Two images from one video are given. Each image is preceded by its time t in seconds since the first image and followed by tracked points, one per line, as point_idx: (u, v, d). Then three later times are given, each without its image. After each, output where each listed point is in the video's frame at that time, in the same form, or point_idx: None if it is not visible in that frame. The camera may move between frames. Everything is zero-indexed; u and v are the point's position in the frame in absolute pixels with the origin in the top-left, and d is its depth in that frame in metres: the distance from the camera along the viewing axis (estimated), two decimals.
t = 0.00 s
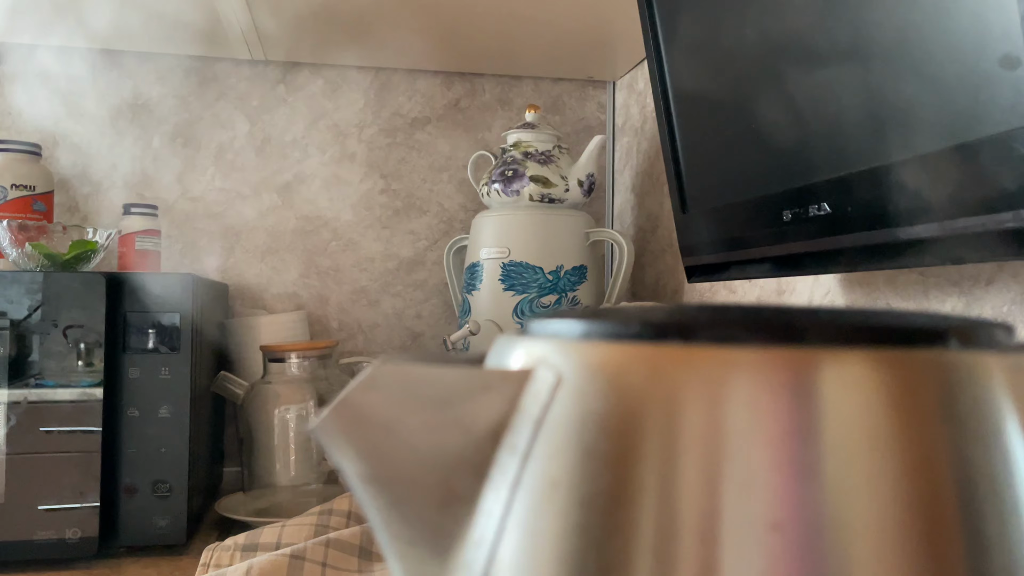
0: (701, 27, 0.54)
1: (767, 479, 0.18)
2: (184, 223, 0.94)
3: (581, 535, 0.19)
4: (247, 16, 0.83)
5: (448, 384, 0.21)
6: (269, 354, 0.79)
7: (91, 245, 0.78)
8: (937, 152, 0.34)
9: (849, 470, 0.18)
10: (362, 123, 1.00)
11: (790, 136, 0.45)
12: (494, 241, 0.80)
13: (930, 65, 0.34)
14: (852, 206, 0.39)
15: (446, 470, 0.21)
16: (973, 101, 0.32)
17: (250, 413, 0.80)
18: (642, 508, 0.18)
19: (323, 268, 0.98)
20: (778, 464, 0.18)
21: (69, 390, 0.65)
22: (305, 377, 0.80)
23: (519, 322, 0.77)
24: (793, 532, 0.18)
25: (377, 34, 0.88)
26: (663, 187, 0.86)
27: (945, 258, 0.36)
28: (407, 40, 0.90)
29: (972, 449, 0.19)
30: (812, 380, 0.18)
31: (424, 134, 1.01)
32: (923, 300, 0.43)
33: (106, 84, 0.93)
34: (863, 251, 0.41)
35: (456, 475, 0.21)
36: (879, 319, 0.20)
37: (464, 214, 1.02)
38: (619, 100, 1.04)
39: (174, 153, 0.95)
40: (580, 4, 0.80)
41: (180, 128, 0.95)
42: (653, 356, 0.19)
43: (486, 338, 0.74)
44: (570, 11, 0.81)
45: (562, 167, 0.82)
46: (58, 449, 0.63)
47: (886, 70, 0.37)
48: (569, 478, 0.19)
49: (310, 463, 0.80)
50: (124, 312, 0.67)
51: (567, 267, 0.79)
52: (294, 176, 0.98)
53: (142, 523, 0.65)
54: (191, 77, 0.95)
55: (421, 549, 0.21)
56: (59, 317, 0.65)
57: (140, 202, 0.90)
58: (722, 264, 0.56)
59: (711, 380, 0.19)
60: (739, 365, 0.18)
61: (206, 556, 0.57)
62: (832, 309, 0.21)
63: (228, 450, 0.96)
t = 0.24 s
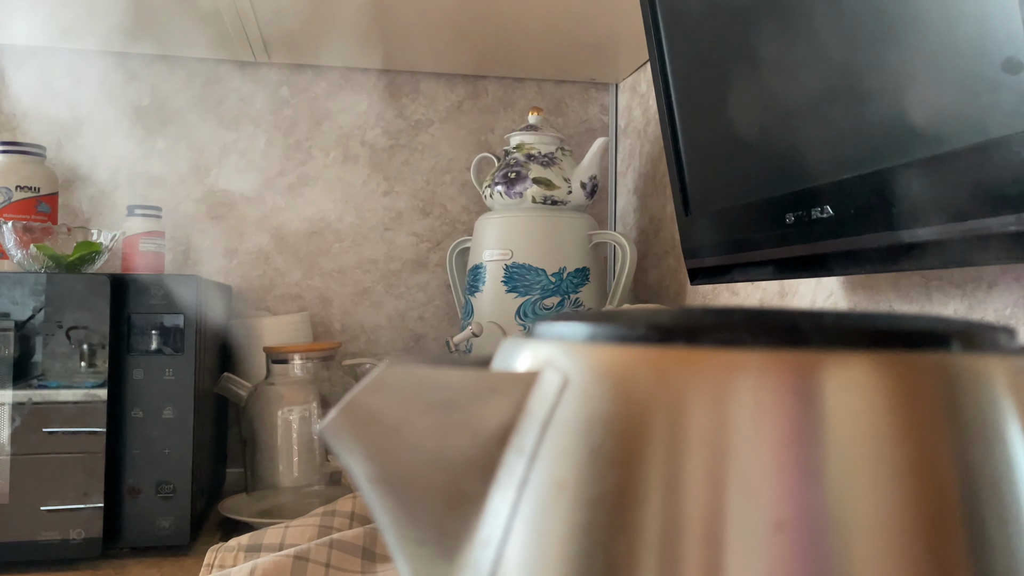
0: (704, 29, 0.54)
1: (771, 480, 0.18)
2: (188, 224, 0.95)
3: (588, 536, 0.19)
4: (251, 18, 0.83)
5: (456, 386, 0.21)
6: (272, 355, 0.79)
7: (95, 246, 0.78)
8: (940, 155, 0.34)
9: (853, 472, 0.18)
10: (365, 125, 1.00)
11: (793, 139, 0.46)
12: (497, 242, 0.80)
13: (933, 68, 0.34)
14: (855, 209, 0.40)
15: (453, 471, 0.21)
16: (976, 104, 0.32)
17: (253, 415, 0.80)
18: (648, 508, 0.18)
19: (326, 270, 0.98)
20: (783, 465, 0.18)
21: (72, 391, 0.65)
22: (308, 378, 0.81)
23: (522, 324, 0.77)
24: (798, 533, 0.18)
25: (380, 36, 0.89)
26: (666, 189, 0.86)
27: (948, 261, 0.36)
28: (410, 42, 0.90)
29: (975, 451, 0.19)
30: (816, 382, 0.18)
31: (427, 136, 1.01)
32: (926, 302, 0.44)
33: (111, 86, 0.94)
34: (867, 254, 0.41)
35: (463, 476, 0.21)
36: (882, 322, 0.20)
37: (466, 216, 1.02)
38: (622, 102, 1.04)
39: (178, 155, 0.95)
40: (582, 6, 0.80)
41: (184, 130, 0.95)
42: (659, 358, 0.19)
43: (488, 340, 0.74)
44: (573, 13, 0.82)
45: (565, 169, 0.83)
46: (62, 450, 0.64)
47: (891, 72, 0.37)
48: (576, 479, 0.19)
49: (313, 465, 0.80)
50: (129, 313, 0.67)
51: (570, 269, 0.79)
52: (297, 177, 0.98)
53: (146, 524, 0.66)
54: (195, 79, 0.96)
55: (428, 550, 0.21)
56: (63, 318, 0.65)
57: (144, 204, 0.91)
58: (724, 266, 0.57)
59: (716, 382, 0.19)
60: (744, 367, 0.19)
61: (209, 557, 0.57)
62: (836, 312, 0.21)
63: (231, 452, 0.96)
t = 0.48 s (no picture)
0: (707, 33, 0.55)
1: (774, 482, 0.18)
2: (191, 225, 0.95)
3: (591, 537, 0.19)
4: (255, 20, 0.83)
5: (461, 388, 0.21)
6: (275, 357, 0.80)
7: (98, 247, 0.78)
8: (942, 158, 0.34)
9: (855, 474, 0.18)
10: (368, 126, 1.00)
11: (795, 141, 0.46)
12: (500, 244, 0.80)
13: (936, 71, 0.34)
14: (857, 212, 0.40)
15: (457, 472, 0.21)
16: (978, 108, 0.32)
17: (256, 416, 0.80)
18: (651, 509, 0.19)
19: (328, 271, 0.99)
20: (785, 467, 0.18)
21: (75, 391, 0.65)
22: (311, 379, 0.81)
23: (524, 326, 0.77)
24: (799, 535, 0.18)
25: (383, 38, 0.89)
26: (668, 191, 0.86)
27: (949, 264, 0.36)
28: (413, 44, 0.91)
29: (976, 454, 0.19)
30: (818, 384, 0.18)
31: (429, 138, 1.02)
32: (928, 305, 0.44)
33: (114, 88, 0.94)
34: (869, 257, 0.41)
35: (467, 477, 0.21)
36: (884, 326, 0.20)
37: (469, 217, 1.03)
38: (624, 104, 1.04)
39: (181, 156, 0.95)
40: (585, 8, 0.80)
41: (187, 131, 0.96)
42: (662, 361, 0.20)
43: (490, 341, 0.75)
44: (575, 15, 0.82)
45: (568, 171, 0.83)
46: (65, 451, 0.64)
47: (892, 76, 0.37)
48: (579, 481, 0.20)
49: (316, 466, 0.80)
50: (132, 313, 0.68)
51: (572, 270, 0.80)
52: (300, 179, 0.98)
53: (149, 525, 0.66)
54: (198, 81, 0.96)
55: (432, 550, 0.21)
56: (67, 318, 0.65)
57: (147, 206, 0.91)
58: (727, 268, 0.57)
59: (720, 384, 0.19)
60: (747, 370, 0.19)
61: (213, 557, 0.57)
62: (838, 315, 0.21)
63: (234, 452, 0.96)
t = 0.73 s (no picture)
0: (708, 34, 0.55)
1: (773, 479, 0.18)
2: (193, 226, 0.95)
3: (591, 535, 0.19)
4: (257, 21, 0.84)
5: (461, 386, 0.21)
6: (277, 356, 0.80)
7: (101, 247, 0.78)
8: (943, 159, 0.34)
9: (853, 471, 0.18)
10: (370, 127, 1.00)
11: (796, 142, 0.46)
12: (501, 244, 0.80)
13: (937, 72, 0.34)
14: (858, 213, 0.40)
15: (458, 469, 0.21)
16: (979, 109, 0.32)
17: (258, 415, 0.80)
18: (650, 507, 0.19)
19: (330, 271, 0.99)
20: (784, 465, 0.18)
21: (77, 391, 0.65)
22: (313, 379, 0.81)
23: (525, 326, 0.78)
24: (798, 532, 0.18)
25: (385, 38, 0.89)
26: (669, 192, 0.86)
27: (950, 264, 0.36)
28: (415, 44, 0.91)
29: (974, 453, 0.19)
30: (817, 382, 0.19)
31: (431, 138, 1.02)
32: (929, 306, 0.44)
33: (117, 88, 0.95)
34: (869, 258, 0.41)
35: (468, 474, 0.21)
36: (883, 325, 0.20)
37: (470, 218, 1.03)
38: (626, 104, 1.05)
39: (183, 157, 0.96)
40: (587, 8, 0.80)
41: (189, 132, 0.96)
42: (662, 359, 0.20)
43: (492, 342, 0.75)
44: (577, 16, 0.82)
45: (569, 171, 0.83)
46: (68, 450, 0.64)
47: (893, 78, 0.37)
48: (579, 478, 0.20)
49: (317, 466, 0.80)
50: (134, 314, 0.68)
51: (573, 270, 0.80)
52: (302, 179, 0.99)
53: (151, 524, 0.66)
54: (201, 81, 0.96)
55: (434, 547, 0.21)
56: (69, 318, 0.65)
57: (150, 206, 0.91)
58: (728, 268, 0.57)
59: (718, 382, 0.19)
60: (746, 368, 0.19)
61: (214, 556, 0.57)
62: (837, 314, 0.21)
63: (236, 452, 0.96)
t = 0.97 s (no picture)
0: (709, 33, 0.55)
1: (770, 473, 0.18)
2: (195, 225, 0.96)
3: (589, 529, 0.19)
4: (259, 21, 0.84)
5: (460, 381, 0.22)
6: (279, 356, 0.80)
7: (103, 246, 0.79)
8: (945, 158, 0.34)
9: (850, 466, 0.18)
10: (372, 127, 1.01)
11: (797, 141, 0.46)
12: (503, 244, 0.80)
13: (937, 71, 0.34)
14: (859, 211, 0.40)
15: (457, 464, 0.21)
16: (979, 108, 0.32)
17: (260, 415, 0.80)
18: (648, 502, 0.19)
19: (332, 271, 0.99)
20: (781, 459, 0.19)
21: (79, 391, 0.65)
22: (315, 378, 0.81)
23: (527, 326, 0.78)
24: (794, 526, 0.18)
25: (387, 38, 0.89)
26: (671, 192, 0.86)
27: (950, 263, 0.36)
28: (417, 44, 0.91)
29: (971, 448, 0.19)
30: (814, 377, 0.19)
31: (433, 138, 1.02)
32: (930, 305, 0.44)
33: (119, 88, 0.95)
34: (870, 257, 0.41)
35: (467, 469, 0.21)
36: (880, 320, 0.20)
37: (472, 218, 1.03)
38: (627, 104, 1.05)
39: (186, 157, 0.96)
40: (588, 9, 0.80)
41: (192, 132, 0.96)
42: (660, 354, 0.20)
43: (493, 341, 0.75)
44: (579, 16, 0.82)
45: (571, 171, 0.83)
46: (70, 449, 0.64)
47: (893, 78, 0.37)
48: (578, 472, 0.20)
49: (318, 465, 0.80)
50: (137, 314, 0.68)
51: (575, 270, 0.80)
52: (304, 179, 0.99)
53: (153, 523, 0.66)
54: (203, 81, 0.97)
55: (433, 541, 0.22)
56: (72, 317, 0.66)
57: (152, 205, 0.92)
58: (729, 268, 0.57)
59: (716, 378, 0.19)
60: (742, 363, 0.19)
61: (216, 555, 0.57)
62: (835, 310, 0.21)
63: (237, 451, 0.97)
